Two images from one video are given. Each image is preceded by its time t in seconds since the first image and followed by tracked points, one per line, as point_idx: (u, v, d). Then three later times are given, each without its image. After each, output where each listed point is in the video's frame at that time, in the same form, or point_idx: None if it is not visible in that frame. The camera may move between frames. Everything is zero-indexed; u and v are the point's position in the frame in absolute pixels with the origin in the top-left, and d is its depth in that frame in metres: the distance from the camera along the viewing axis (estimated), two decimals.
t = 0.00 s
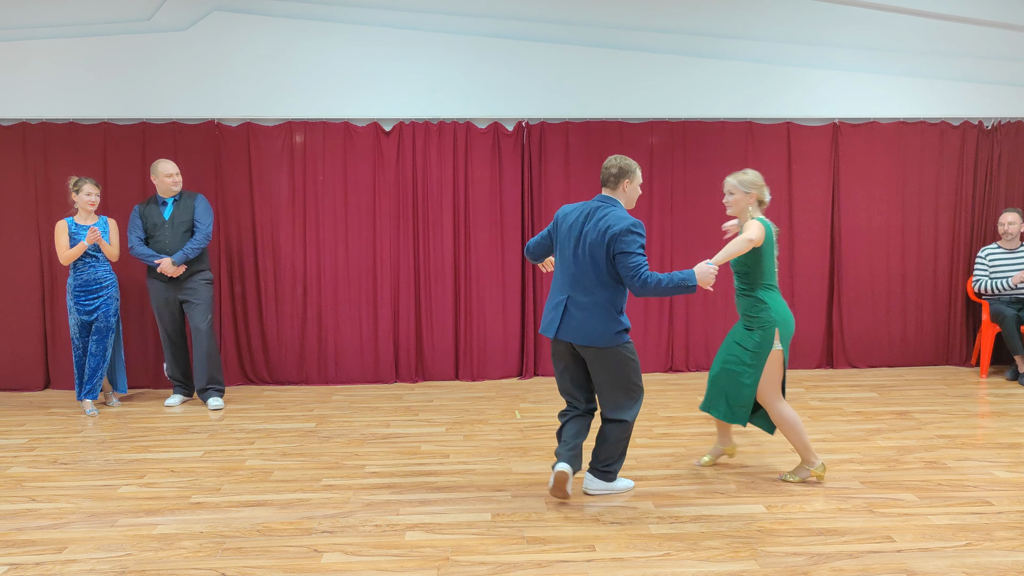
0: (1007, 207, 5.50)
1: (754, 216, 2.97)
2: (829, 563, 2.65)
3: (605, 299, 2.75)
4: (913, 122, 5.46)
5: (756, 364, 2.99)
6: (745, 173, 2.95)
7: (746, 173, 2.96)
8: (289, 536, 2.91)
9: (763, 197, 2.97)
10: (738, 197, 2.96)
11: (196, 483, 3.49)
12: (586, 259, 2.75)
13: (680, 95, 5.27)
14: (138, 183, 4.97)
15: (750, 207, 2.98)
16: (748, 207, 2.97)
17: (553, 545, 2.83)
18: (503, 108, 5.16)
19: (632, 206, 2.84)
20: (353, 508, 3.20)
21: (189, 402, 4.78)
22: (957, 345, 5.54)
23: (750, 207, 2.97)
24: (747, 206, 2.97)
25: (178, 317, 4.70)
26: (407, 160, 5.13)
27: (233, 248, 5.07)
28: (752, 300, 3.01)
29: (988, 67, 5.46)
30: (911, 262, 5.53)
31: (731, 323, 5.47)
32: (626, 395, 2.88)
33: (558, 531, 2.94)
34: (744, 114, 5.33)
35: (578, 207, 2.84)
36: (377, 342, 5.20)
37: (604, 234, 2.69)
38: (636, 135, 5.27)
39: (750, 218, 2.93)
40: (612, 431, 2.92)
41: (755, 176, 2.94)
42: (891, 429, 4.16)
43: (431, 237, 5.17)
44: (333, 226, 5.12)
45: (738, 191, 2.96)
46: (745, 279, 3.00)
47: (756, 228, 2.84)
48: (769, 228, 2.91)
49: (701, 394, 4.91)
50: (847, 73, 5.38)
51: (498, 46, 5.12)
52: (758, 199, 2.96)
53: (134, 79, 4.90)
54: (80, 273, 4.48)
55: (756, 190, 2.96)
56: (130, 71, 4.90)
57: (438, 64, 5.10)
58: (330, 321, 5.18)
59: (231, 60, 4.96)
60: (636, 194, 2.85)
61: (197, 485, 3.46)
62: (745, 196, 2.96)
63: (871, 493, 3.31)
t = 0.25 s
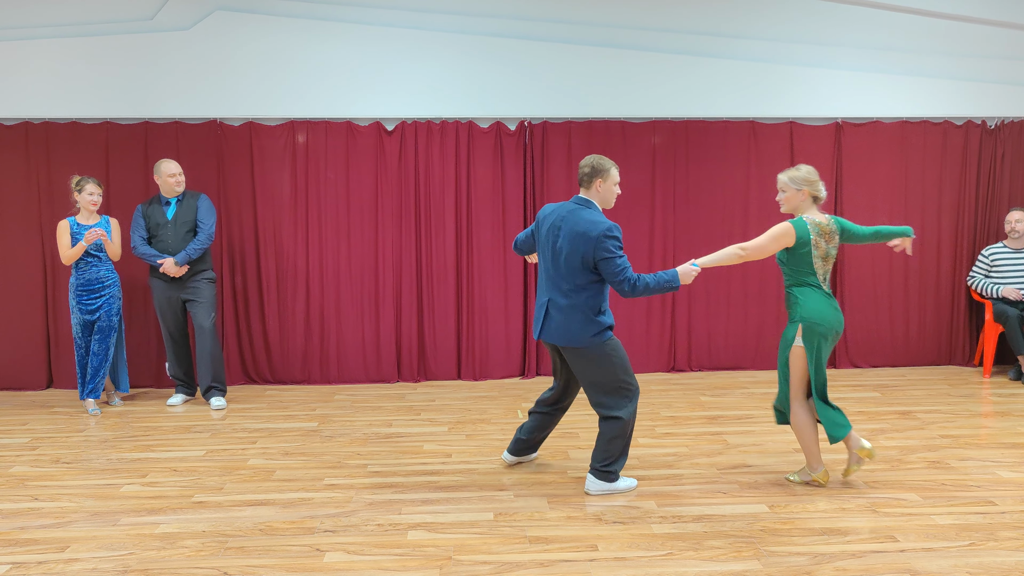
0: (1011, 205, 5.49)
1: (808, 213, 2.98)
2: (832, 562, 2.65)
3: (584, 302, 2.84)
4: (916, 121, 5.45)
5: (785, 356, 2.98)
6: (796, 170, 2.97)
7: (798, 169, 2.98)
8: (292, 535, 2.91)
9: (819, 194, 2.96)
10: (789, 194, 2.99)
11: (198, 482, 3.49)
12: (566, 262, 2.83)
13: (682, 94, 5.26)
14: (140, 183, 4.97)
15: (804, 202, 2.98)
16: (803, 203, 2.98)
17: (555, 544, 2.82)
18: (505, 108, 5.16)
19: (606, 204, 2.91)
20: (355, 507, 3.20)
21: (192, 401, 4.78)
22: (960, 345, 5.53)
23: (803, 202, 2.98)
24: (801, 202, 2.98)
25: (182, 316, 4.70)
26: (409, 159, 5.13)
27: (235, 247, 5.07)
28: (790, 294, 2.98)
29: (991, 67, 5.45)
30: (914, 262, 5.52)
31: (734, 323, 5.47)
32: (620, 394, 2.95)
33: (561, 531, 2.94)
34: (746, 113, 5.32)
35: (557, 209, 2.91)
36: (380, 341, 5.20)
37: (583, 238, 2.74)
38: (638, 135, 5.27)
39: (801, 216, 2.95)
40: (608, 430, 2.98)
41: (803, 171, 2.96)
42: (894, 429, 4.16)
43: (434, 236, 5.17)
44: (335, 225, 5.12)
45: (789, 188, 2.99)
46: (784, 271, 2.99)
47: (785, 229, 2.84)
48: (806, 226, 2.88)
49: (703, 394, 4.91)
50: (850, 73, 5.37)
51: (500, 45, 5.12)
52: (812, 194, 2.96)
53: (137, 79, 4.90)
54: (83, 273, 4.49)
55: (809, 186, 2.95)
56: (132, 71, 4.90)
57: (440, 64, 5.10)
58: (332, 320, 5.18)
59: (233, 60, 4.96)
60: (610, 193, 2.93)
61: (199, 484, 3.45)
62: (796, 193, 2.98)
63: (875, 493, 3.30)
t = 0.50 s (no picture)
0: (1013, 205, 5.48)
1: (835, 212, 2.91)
2: (834, 562, 2.64)
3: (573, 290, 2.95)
4: (917, 121, 5.45)
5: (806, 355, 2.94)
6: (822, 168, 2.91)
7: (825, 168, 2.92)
8: (293, 535, 2.91)
9: (845, 191, 2.90)
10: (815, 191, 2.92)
11: (199, 482, 3.49)
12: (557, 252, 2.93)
13: (684, 94, 5.26)
14: (141, 183, 4.97)
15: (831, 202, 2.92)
16: (830, 202, 2.92)
17: (557, 544, 2.82)
18: (506, 107, 5.15)
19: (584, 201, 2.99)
20: (357, 507, 3.20)
21: (193, 401, 4.78)
22: (962, 344, 5.52)
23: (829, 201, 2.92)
24: (828, 200, 2.91)
25: (183, 316, 4.70)
26: (410, 158, 5.13)
27: (237, 247, 5.07)
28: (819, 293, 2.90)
29: (993, 66, 5.44)
30: (915, 261, 5.51)
31: (735, 323, 5.47)
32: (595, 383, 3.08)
33: (563, 531, 2.93)
34: (747, 113, 5.32)
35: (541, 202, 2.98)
36: (381, 340, 5.20)
37: (574, 230, 2.86)
38: (639, 134, 5.27)
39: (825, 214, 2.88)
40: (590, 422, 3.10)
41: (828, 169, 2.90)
42: (896, 429, 4.15)
43: (435, 236, 5.17)
44: (336, 224, 5.12)
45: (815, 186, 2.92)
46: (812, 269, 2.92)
47: (800, 228, 2.81)
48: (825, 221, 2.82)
49: (704, 393, 4.91)
50: (851, 72, 5.36)
51: (501, 45, 5.11)
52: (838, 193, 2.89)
53: (138, 79, 4.91)
54: (84, 272, 4.49)
55: (836, 184, 2.89)
56: (133, 71, 4.90)
57: (441, 63, 5.09)
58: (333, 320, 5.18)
59: (234, 60, 4.96)
60: (588, 190, 2.99)
61: (200, 484, 3.45)
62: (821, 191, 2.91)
63: (877, 493, 3.30)
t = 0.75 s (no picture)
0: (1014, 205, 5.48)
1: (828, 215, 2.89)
2: (835, 562, 2.64)
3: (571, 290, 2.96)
4: (918, 121, 5.45)
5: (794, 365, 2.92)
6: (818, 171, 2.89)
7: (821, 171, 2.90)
8: (295, 535, 2.91)
9: (840, 196, 2.89)
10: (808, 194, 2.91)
11: (201, 481, 3.49)
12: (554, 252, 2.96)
13: (684, 94, 5.26)
14: (142, 183, 4.97)
15: (824, 206, 2.91)
16: (824, 206, 2.90)
17: (558, 544, 2.82)
18: (507, 107, 5.15)
19: (589, 200, 2.99)
20: (358, 506, 3.20)
21: (194, 401, 4.78)
22: (963, 344, 5.52)
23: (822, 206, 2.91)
24: (822, 204, 2.89)
25: (184, 315, 4.70)
26: (411, 158, 5.13)
27: (238, 246, 5.07)
28: (811, 301, 2.89)
29: (995, 66, 5.44)
30: (916, 261, 5.51)
31: (736, 323, 5.47)
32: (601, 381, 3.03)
33: (564, 530, 2.93)
34: (748, 112, 5.32)
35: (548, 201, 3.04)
36: (382, 340, 5.21)
37: (569, 230, 2.88)
38: (640, 134, 5.27)
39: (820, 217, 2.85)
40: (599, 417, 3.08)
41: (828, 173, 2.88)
42: (896, 429, 4.15)
43: (436, 236, 5.17)
44: (337, 224, 5.12)
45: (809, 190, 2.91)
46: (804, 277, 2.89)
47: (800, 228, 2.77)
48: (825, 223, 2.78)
49: (705, 393, 4.91)
50: (852, 72, 5.36)
51: (502, 44, 5.11)
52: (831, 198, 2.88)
53: (138, 78, 4.90)
54: (84, 272, 4.49)
55: (830, 187, 2.88)
56: (134, 70, 4.90)
57: (442, 63, 5.09)
58: (334, 319, 5.18)
59: (235, 59, 4.95)
60: (594, 190, 2.99)
61: (202, 484, 3.46)
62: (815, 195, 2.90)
63: (878, 493, 3.30)
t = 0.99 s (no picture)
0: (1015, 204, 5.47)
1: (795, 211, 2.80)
2: (836, 562, 2.64)
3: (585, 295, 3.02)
4: (919, 121, 5.44)
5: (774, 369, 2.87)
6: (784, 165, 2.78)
7: (784, 165, 2.80)
8: (295, 534, 2.91)
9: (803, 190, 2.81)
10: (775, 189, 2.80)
11: (201, 481, 3.49)
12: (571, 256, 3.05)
13: (685, 93, 5.26)
14: (143, 183, 4.97)
15: (789, 200, 2.81)
16: (790, 201, 2.80)
17: (559, 543, 2.82)
18: (508, 107, 5.15)
19: (613, 200, 3.03)
20: (358, 506, 3.20)
21: (195, 400, 4.78)
22: (964, 344, 5.52)
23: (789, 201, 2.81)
24: (788, 199, 2.79)
25: (184, 315, 4.70)
26: (412, 158, 5.13)
27: (238, 247, 5.07)
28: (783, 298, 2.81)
29: (995, 65, 5.43)
30: (917, 260, 5.51)
31: (736, 323, 5.47)
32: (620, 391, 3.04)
33: (565, 530, 2.93)
34: (748, 112, 5.31)
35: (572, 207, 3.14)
36: (382, 339, 5.21)
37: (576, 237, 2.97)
38: (641, 134, 5.27)
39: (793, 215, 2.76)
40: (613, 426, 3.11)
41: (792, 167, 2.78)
42: (897, 429, 4.15)
43: (436, 235, 5.17)
44: (338, 223, 5.12)
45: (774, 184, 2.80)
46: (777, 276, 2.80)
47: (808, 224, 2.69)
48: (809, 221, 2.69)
49: (706, 393, 4.90)
50: (852, 72, 5.36)
51: (502, 44, 5.11)
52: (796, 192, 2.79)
53: (138, 79, 4.91)
54: (85, 272, 4.49)
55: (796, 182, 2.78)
56: (134, 71, 4.90)
57: (442, 63, 5.09)
58: (334, 319, 5.18)
59: (235, 59, 4.96)
60: (618, 190, 3.01)
61: (202, 483, 3.45)
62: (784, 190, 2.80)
63: (879, 493, 3.29)
